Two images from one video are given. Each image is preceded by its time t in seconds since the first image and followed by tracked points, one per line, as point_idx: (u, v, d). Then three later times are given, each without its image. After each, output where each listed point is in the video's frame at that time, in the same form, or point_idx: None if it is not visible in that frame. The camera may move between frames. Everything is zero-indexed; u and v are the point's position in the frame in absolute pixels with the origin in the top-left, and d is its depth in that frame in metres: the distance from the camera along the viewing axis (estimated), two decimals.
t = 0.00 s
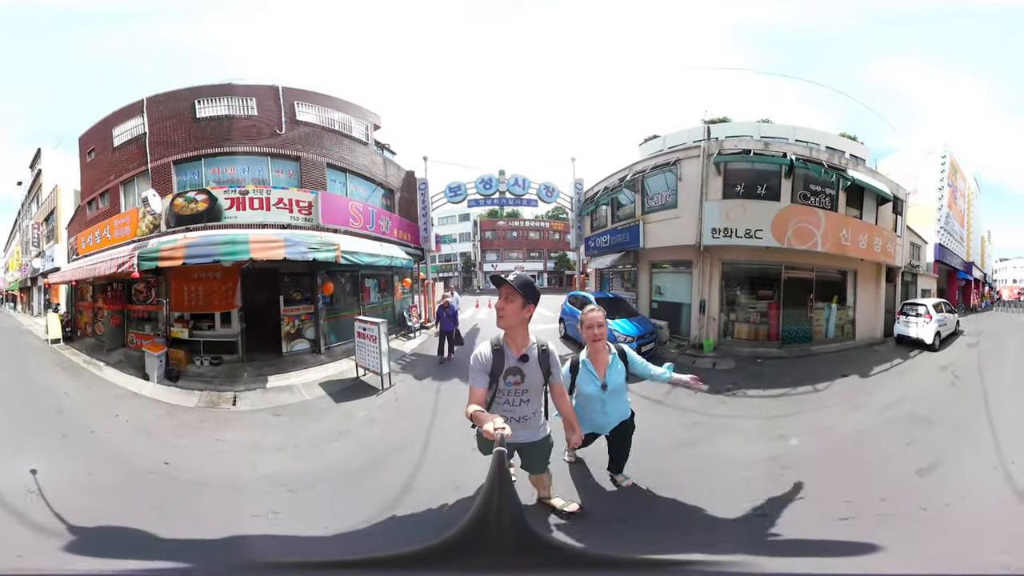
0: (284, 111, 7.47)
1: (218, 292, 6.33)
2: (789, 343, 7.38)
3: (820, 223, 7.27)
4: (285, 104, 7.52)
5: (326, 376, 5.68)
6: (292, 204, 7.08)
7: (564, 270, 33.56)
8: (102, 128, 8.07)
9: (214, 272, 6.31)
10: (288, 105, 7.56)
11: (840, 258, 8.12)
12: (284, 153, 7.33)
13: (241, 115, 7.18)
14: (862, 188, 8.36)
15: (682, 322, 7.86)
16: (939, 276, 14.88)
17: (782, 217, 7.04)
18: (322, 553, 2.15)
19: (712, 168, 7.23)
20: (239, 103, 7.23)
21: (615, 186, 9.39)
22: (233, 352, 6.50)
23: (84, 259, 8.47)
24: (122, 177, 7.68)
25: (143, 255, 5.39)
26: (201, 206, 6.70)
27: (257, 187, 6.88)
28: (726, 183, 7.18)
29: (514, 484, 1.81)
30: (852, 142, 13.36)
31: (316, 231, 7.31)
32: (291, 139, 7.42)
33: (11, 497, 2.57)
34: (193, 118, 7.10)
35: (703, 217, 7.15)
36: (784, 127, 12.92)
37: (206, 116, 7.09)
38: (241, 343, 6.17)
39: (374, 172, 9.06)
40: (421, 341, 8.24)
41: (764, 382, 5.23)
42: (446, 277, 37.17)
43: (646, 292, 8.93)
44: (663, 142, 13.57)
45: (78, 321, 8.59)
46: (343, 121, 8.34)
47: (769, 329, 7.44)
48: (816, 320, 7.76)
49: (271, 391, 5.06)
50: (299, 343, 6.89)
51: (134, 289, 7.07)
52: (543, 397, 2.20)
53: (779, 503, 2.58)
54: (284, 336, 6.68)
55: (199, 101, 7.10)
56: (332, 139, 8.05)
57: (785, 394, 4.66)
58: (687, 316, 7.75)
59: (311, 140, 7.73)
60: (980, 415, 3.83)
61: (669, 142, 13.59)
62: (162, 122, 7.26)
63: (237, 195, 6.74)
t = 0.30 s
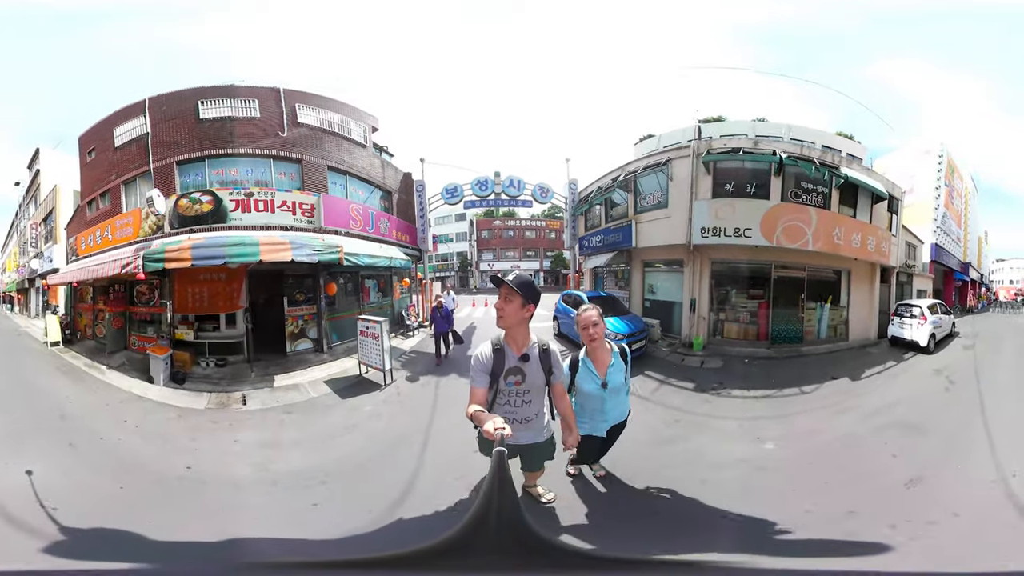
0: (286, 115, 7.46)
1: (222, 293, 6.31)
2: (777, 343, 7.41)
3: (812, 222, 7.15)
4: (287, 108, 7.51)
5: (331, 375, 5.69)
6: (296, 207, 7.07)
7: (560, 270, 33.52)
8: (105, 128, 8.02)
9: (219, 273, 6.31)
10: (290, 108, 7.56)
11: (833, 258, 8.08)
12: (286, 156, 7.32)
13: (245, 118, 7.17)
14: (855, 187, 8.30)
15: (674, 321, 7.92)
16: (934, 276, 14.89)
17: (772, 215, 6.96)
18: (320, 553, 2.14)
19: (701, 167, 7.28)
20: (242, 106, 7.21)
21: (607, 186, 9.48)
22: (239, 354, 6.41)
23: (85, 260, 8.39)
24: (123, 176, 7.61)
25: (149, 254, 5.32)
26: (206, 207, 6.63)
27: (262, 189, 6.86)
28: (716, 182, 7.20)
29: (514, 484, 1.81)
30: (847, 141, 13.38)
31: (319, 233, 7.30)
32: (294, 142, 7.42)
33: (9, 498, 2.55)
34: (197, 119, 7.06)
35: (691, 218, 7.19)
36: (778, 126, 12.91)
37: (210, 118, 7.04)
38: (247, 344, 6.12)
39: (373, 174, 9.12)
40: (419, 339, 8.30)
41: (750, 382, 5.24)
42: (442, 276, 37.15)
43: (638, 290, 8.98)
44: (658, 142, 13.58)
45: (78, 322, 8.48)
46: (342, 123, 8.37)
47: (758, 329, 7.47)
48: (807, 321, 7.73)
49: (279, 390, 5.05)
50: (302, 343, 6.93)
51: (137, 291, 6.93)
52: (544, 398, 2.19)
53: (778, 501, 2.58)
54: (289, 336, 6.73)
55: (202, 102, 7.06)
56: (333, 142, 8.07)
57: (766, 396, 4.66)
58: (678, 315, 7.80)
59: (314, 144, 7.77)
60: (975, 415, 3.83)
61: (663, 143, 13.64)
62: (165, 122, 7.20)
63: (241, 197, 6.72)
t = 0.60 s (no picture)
0: (289, 114, 7.45)
1: (225, 292, 6.25)
2: (766, 345, 7.32)
3: (799, 223, 7.07)
4: (290, 107, 7.51)
5: (332, 371, 5.74)
6: (298, 207, 7.06)
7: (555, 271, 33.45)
8: (103, 123, 7.89)
9: (222, 272, 6.26)
10: (293, 107, 7.55)
11: (826, 258, 7.95)
12: (289, 156, 7.31)
13: (248, 116, 7.12)
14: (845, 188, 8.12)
15: (665, 322, 8.10)
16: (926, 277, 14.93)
17: (757, 217, 6.95)
18: (320, 554, 2.13)
19: (689, 171, 7.41)
20: (245, 104, 7.15)
21: (599, 190, 9.72)
22: (243, 352, 6.40)
23: (82, 258, 8.31)
24: (122, 173, 7.49)
25: (150, 254, 5.19)
26: (210, 206, 6.43)
27: (265, 188, 6.82)
28: (703, 186, 7.28)
29: (514, 484, 1.81)
30: (839, 141, 13.28)
31: (321, 232, 7.33)
32: (297, 142, 7.43)
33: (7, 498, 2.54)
34: (199, 116, 6.95)
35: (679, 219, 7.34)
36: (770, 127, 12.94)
37: (212, 115, 6.96)
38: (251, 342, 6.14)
39: (372, 176, 9.13)
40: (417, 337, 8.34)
41: (733, 384, 5.26)
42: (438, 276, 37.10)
43: (630, 292, 9.24)
44: (652, 144, 13.44)
45: (76, 322, 8.42)
46: (342, 124, 8.39)
47: (746, 331, 7.40)
48: (796, 322, 7.59)
49: (284, 386, 5.10)
50: (304, 341, 6.96)
51: (138, 289, 6.85)
52: (543, 397, 2.20)
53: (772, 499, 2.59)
54: (290, 334, 6.76)
55: (204, 100, 6.95)
56: (334, 143, 8.09)
57: (748, 399, 4.60)
58: (668, 316, 7.98)
59: (316, 145, 7.78)
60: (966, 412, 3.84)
61: (658, 146, 13.54)
62: (166, 118, 7.07)
63: (245, 196, 6.65)
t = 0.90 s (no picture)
0: (292, 111, 7.46)
1: (232, 288, 6.25)
2: (755, 348, 7.22)
3: (789, 226, 6.99)
4: (294, 104, 7.52)
5: (337, 366, 5.87)
6: (303, 204, 7.11)
7: (552, 270, 33.44)
8: (99, 118, 7.73)
9: (227, 267, 6.21)
10: (297, 104, 7.58)
11: (819, 261, 7.77)
12: (294, 152, 7.39)
13: (252, 113, 7.08)
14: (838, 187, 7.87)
15: (658, 322, 8.22)
16: (923, 279, 14.94)
17: (746, 221, 6.91)
18: (318, 553, 2.14)
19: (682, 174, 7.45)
20: (248, 100, 7.10)
21: (596, 192, 9.85)
22: (250, 348, 6.50)
23: (81, 256, 8.26)
24: (121, 170, 7.36)
25: (156, 247, 5.09)
26: (215, 200, 6.42)
27: (271, 184, 6.81)
28: (694, 189, 7.32)
29: (513, 484, 1.82)
30: (834, 144, 13.18)
31: (325, 229, 7.40)
32: (300, 141, 7.50)
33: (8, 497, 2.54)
34: (200, 112, 6.85)
35: (673, 223, 7.41)
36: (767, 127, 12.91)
37: (215, 112, 6.90)
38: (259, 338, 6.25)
39: (374, 173, 9.29)
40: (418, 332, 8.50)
41: (720, 385, 5.27)
42: (437, 275, 37.13)
43: (625, 292, 9.37)
44: (651, 147, 13.24)
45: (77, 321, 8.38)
46: (345, 123, 8.50)
47: (736, 334, 7.37)
48: (787, 326, 7.47)
49: (292, 381, 5.18)
50: (308, 336, 7.13)
51: (141, 286, 6.80)
52: (541, 395, 2.22)
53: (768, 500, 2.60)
54: (295, 329, 6.93)
55: (205, 96, 6.84)
56: (336, 141, 8.20)
57: (730, 400, 4.61)
58: (661, 318, 8.10)
59: (320, 141, 7.89)
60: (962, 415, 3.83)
61: (656, 148, 13.00)
62: (165, 114, 6.93)
63: (251, 191, 6.61)
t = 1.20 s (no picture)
0: (299, 114, 7.49)
1: (242, 289, 6.26)
2: (750, 346, 7.21)
3: (784, 223, 6.90)
4: (301, 106, 7.55)
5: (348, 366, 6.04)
6: (312, 207, 7.17)
7: (555, 269, 33.45)
8: (105, 120, 7.65)
9: (239, 270, 6.26)
10: (304, 107, 7.61)
11: (817, 260, 7.64)
12: (301, 155, 7.41)
13: (261, 115, 7.09)
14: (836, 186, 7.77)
15: (655, 319, 8.24)
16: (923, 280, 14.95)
17: (740, 219, 6.87)
18: (324, 550, 2.15)
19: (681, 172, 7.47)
20: (258, 103, 7.11)
21: (597, 192, 9.89)
22: (262, 351, 6.50)
23: (85, 258, 8.25)
24: (127, 171, 7.27)
25: (168, 248, 5.03)
26: (228, 203, 6.40)
27: (283, 186, 6.86)
28: (691, 188, 7.37)
29: (514, 482, 1.83)
30: (836, 142, 13.18)
31: (334, 232, 7.51)
32: (308, 143, 7.52)
33: (11, 500, 2.54)
34: (211, 113, 6.83)
35: (670, 221, 7.50)
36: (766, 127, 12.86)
37: (225, 113, 6.86)
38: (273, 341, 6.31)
39: (378, 175, 9.35)
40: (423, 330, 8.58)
41: (714, 381, 5.30)
42: (439, 274, 37.17)
43: (623, 288, 9.38)
44: (650, 146, 13.56)
45: (81, 325, 8.34)
46: (349, 125, 8.56)
47: (732, 332, 7.34)
48: (783, 324, 7.36)
49: (307, 380, 5.33)
50: (318, 338, 7.21)
51: (148, 290, 6.49)
52: (538, 394, 2.21)
53: (768, 500, 2.59)
54: (306, 331, 7.00)
55: (215, 97, 6.83)
56: (341, 143, 8.25)
57: (720, 397, 4.63)
58: (659, 314, 8.11)
59: (325, 143, 7.91)
60: (962, 419, 3.82)
61: (656, 148, 13.07)
62: (173, 115, 6.87)
63: (263, 193, 6.64)
